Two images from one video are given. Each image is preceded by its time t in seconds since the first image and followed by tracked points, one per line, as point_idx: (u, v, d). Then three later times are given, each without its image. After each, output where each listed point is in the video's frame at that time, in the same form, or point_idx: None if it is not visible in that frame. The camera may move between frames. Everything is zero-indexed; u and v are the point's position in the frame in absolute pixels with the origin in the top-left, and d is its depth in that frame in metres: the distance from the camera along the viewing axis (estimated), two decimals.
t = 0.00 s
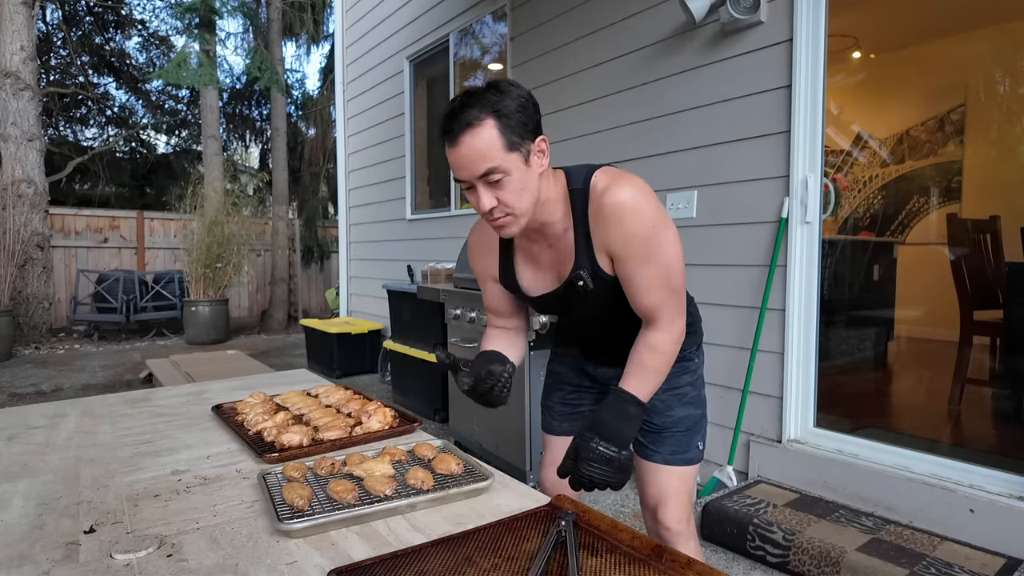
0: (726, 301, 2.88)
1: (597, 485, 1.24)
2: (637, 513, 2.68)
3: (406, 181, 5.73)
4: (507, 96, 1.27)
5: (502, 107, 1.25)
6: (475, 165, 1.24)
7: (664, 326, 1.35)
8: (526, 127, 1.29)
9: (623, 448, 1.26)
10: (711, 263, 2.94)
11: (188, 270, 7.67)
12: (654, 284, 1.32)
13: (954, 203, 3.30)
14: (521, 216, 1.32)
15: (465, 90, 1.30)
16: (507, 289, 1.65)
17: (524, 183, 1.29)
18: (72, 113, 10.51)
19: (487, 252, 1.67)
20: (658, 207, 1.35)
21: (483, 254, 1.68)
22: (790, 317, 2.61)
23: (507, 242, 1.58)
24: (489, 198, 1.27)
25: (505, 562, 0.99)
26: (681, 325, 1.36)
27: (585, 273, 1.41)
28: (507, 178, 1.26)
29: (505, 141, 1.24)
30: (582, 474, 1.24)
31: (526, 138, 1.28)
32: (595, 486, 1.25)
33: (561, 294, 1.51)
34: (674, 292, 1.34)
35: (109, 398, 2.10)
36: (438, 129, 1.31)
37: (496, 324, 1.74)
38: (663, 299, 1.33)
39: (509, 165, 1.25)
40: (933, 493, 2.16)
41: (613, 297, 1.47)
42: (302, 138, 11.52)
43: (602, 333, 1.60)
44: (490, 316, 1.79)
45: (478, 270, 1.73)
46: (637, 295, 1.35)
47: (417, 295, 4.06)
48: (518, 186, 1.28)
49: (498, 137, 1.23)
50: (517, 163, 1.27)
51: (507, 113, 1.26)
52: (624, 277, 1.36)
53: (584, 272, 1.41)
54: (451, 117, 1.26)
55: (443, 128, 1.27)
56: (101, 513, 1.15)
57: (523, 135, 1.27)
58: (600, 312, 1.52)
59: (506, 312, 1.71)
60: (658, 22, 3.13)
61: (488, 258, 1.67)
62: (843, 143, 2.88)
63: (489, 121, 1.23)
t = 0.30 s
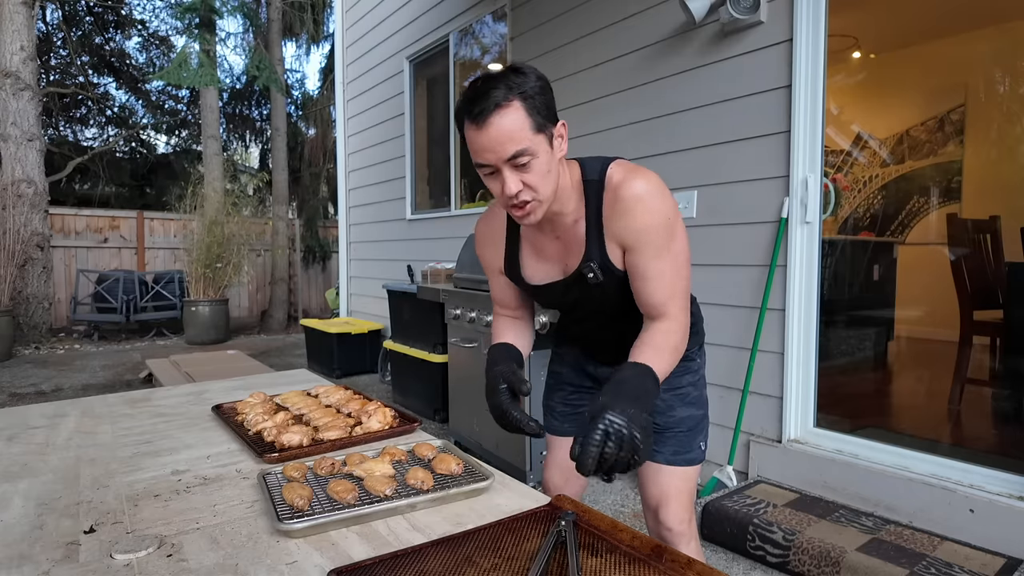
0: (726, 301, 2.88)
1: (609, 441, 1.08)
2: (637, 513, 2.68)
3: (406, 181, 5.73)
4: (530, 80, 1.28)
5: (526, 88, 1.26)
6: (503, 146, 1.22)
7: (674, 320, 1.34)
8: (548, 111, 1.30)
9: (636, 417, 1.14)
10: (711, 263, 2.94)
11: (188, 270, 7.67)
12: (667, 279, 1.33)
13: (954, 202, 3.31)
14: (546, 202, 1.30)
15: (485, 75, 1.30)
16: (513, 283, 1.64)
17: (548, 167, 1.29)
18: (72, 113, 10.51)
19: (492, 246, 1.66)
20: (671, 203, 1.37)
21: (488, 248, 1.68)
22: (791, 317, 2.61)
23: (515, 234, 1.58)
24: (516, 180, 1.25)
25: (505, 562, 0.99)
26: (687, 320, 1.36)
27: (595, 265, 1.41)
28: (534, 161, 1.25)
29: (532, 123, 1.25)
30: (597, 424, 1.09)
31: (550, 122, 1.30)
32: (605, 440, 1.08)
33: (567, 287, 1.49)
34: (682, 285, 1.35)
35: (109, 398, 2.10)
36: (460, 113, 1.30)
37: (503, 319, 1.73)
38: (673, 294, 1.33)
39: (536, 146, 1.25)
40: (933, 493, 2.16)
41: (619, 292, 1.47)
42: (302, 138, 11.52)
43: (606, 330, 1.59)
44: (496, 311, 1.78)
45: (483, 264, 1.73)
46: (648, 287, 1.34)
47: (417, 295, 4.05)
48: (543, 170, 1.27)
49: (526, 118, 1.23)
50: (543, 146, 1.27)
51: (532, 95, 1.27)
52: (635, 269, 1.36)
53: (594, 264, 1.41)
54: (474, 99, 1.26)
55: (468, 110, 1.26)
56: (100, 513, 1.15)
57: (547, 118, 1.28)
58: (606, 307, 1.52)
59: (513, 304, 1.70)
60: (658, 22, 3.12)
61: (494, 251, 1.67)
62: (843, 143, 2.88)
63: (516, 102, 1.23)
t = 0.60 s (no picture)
0: (726, 301, 2.88)
1: (591, 498, 0.90)
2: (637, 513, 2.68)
3: (406, 181, 5.73)
4: (570, 48, 1.27)
5: (565, 56, 1.25)
6: (530, 110, 1.22)
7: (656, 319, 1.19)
8: (582, 83, 1.29)
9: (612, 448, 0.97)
10: (712, 262, 2.94)
11: (188, 270, 7.67)
12: (654, 263, 1.22)
13: (954, 203, 3.31)
14: (563, 174, 1.30)
15: (527, 34, 1.29)
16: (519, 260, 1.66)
17: (572, 141, 1.28)
18: (72, 113, 10.50)
19: (506, 218, 1.70)
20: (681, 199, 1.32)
21: (502, 223, 1.71)
22: (791, 316, 2.61)
23: (529, 208, 1.60)
24: (537, 147, 1.25)
25: (505, 562, 0.99)
26: (665, 328, 1.20)
27: (597, 247, 1.40)
28: (559, 131, 1.25)
29: (565, 92, 1.23)
30: (567, 489, 0.91)
31: (583, 94, 1.29)
32: (584, 498, 0.90)
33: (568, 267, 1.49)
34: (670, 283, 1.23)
35: (109, 398, 2.10)
36: (495, 69, 1.28)
37: (510, 296, 1.73)
38: (655, 284, 1.21)
39: (564, 117, 1.24)
40: (933, 493, 2.16)
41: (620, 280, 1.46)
42: (302, 138, 11.54)
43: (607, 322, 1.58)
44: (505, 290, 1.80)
45: (496, 239, 1.75)
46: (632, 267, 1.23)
47: (417, 295, 4.05)
48: (566, 142, 1.26)
49: (559, 86, 1.23)
50: (571, 119, 1.26)
51: (570, 64, 1.25)
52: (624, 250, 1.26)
53: (597, 247, 1.40)
54: (512, 58, 1.25)
55: (503, 68, 1.25)
56: (100, 514, 1.15)
57: (581, 90, 1.27)
58: (607, 296, 1.52)
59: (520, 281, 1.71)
60: (658, 22, 3.12)
61: (507, 225, 1.69)
62: (843, 143, 2.88)
63: (553, 67, 1.22)
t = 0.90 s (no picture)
0: (726, 301, 2.88)
1: (584, 516, 0.91)
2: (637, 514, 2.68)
3: (406, 181, 5.73)
4: (563, 51, 1.27)
5: (558, 58, 1.25)
6: (523, 112, 1.22)
7: (649, 319, 1.19)
8: (576, 85, 1.29)
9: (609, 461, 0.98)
10: (712, 263, 2.93)
11: (188, 270, 7.67)
12: (646, 262, 1.22)
13: (954, 202, 3.31)
14: (556, 176, 1.31)
15: (523, 35, 1.30)
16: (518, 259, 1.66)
17: (565, 142, 1.28)
18: (72, 113, 10.51)
19: (506, 218, 1.70)
20: (676, 198, 1.32)
21: (501, 223, 1.72)
22: (791, 316, 2.61)
23: (526, 208, 1.60)
24: (528, 149, 1.26)
25: (505, 562, 0.99)
26: (659, 329, 1.19)
27: (593, 250, 1.41)
28: (552, 133, 1.25)
29: (556, 95, 1.24)
30: (561, 502, 0.92)
31: (576, 96, 1.29)
32: (579, 517, 0.91)
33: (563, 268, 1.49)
34: (664, 283, 1.23)
35: (109, 398, 2.10)
36: (489, 71, 1.29)
37: (511, 296, 1.74)
38: (649, 284, 1.20)
39: (555, 119, 1.24)
40: (933, 492, 2.16)
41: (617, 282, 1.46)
42: (302, 138, 11.55)
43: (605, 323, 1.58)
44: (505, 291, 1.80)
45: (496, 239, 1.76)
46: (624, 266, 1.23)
47: (417, 295, 4.06)
48: (559, 144, 1.27)
49: (551, 88, 1.23)
50: (563, 121, 1.26)
51: (562, 66, 1.26)
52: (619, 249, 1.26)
53: (593, 249, 1.41)
54: (505, 60, 1.26)
55: (496, 70, 1.26)
56: (101, 513, 1.15)
57: (573, 92, 1.27)
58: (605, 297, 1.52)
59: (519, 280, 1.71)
60: (658, 22, 3.13)
61: (507, 225, 1.70)
62: (843, 143, 2.88)
63: (545, 70, 1.23)
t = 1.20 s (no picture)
0: (726, 301, 2.88)
1: (586, 516, 0.91)
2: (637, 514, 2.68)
3: (406, 181, 5.73)
4: (544, 56, 1.27)
5: (538, 62, 1.25)
6: (501, 117, 1.24)
7: (648, 318, 1.19)
8: (558, 88, 1.29)
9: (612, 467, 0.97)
10: (712, 263, 2.93)
11: (188, 270, 7.67)
12: (641, 261, 1.22)
13: (954, 203, 3.31)
14: (540, 178, 1.33)
15: (507, 39, 1.31)
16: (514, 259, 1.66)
17: (547, 145, 1.29)
18: (72, 113, 10.51)
19: (503, 218, 1.71)
20: (668, 196, 1.32)
21: (498, 222, 1.73)
22: (791, 316, 2.61)
23: (521, 209, 1.61)
24: (510, 152, 1.28)
25: (505, 562, 0.99)
26: (659, 327, 1.20)
27: (585, 251, 1.40)
28: (531, 137, 1.26)
29: (534, 99, 1.24)
30: (563, 502, 0.92)
31: (558, 98, 1.28)
32: (582, 518, 0.91)
33: (558, 269, 1.50)
34: (660, 282, 1.22)
35: (109, 398, 2.10)
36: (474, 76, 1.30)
37: (508, 296, 1.74)
38: (646, 284, 1.20)
39: (535, 123, 1.25)
40: (933, 493, 2.16)
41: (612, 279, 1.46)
42: (302, 138, 11.56)
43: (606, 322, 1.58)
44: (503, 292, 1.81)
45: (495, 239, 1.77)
46: (622, 265, 1.23)
47: (417, 295, 4.05)
48: (540, 147, 1.28)
49: (528, 94, 1.23)
50: (544, 124, 1.27)
51: (542, 70, 1.26)
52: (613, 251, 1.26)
53: (585, 250, 1.40)
54: (486, 64, 1.27)
55: (478, 76, 1.28)
56: (100, 513, 1.15)
57: (553, 96, 1.27)
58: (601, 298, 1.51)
59: (516, 281, 1.72)
60: (657, 22, 3.13)
61: (504, 225, 1.71)
62: (843, 143, 2.88)
63: (522, 75, 1.23)
